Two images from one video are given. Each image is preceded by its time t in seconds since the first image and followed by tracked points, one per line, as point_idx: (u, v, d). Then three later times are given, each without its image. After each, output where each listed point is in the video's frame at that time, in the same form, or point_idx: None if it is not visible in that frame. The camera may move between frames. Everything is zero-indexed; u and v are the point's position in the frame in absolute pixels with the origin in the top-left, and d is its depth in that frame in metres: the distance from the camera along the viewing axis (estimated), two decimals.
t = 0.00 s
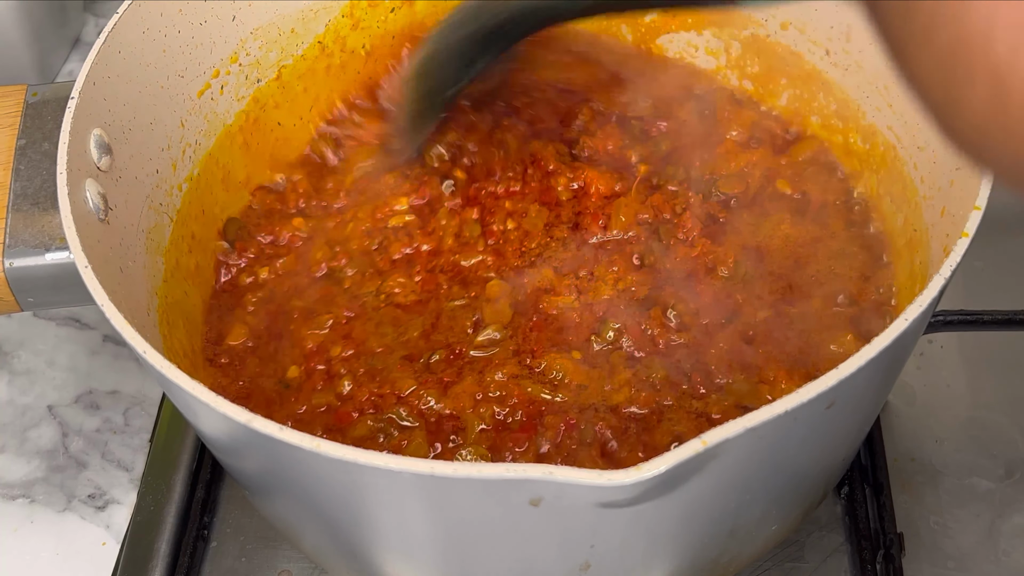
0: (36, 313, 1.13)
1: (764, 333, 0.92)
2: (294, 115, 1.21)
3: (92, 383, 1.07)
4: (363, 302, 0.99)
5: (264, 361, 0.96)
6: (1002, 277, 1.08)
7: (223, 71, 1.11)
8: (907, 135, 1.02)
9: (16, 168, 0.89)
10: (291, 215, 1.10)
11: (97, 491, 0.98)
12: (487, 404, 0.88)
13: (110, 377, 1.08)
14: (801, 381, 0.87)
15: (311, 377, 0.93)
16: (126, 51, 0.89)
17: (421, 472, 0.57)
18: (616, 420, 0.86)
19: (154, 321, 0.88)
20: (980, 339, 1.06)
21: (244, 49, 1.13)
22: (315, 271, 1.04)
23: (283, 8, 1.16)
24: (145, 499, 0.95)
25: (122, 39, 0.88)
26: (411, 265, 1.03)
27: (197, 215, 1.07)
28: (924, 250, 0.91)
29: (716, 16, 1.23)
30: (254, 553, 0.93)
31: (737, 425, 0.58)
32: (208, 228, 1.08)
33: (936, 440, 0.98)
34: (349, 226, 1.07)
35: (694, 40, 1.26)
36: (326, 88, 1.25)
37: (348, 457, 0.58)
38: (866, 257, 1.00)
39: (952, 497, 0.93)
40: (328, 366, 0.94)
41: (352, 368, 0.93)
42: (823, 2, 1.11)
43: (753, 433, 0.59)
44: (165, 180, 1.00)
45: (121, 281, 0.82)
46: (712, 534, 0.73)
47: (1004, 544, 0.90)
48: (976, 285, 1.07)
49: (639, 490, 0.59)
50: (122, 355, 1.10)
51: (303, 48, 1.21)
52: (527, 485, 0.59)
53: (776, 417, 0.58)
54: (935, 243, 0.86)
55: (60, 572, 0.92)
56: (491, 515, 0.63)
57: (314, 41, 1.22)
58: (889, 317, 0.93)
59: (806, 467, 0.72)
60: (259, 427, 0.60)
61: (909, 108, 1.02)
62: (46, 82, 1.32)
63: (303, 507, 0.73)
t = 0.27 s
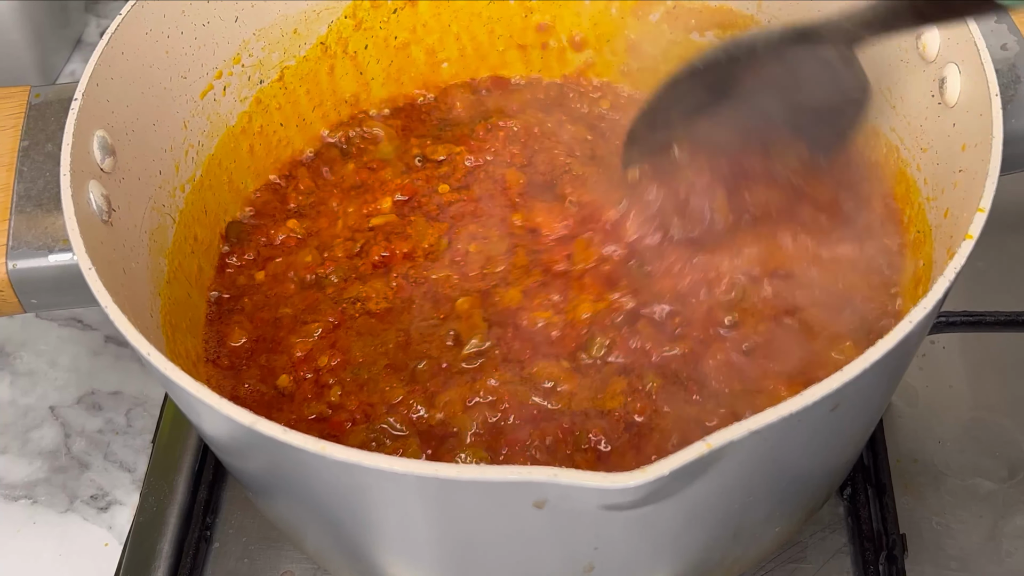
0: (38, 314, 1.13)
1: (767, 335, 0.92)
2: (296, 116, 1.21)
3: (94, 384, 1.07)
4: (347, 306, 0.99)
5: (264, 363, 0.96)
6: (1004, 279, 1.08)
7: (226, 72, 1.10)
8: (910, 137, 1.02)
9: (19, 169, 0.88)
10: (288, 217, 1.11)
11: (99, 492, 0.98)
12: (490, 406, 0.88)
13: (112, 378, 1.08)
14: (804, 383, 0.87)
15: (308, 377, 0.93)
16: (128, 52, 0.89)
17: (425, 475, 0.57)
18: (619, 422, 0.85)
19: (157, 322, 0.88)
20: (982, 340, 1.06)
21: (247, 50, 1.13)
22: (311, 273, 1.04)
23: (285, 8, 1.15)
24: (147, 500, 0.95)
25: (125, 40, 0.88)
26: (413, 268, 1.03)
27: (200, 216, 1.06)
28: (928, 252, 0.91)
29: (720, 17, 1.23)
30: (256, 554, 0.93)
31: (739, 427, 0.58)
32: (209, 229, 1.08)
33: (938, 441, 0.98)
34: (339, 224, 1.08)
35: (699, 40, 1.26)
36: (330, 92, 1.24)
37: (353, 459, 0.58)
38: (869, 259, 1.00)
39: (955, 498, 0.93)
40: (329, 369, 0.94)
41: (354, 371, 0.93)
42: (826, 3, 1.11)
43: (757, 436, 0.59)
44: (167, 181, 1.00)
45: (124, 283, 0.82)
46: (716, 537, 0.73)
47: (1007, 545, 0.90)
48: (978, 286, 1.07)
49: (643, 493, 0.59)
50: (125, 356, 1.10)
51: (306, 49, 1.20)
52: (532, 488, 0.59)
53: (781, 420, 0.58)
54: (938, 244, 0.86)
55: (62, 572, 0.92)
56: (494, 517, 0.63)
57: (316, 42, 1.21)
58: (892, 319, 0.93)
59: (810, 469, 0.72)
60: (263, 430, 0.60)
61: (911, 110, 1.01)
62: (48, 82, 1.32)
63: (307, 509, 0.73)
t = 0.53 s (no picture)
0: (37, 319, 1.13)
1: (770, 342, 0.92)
2: (297, 120, 1.21)
3: (93, 390, 1.07)
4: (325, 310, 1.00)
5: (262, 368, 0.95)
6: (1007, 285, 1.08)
7: (225, 77, 1.10)
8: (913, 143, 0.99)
9: (18, 176, 0.88)
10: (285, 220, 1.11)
11: (99, 499, 0.97)
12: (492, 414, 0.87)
13: (112, 384, 1.07)
14: (808, 391, 0.86)
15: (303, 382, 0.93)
16: (128, 58, 0.88)
17: (426, 487, 0.57)
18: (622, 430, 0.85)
19: (156, 330, 0.87)
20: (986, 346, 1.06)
21: (247, 55, 1.12)
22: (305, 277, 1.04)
23: (286, 13, 1.14)
24: (147, 506, 0.95)
25: (124, 46, 0.87)
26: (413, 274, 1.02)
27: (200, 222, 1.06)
28: (931, 262, 0.89)
29: (722, 21, 1.20)
30: (256, 561, 0.92)
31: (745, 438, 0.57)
32: (210, 234, 1.07)
33: (941, 448, 0.97)
34: (332, 219, 1.10)
35: (701, 45, 1.23)
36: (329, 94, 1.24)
37: (354, 471, 0.58)
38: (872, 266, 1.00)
39: (958, 506, 0.93)
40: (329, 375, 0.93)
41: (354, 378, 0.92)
42: (829, 8, 1.07)
43: (761, 447, 0.59)
44: (167, 187, 1.00)
45: (123, 291, 0.81)
46: (719, 547, 0.73)
47: (1011, 553, 0.89)
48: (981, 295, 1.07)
49: (646, 505, 0.58)
50: (124, 362, 1.10)
51: (307, 54, 1.20)
52: (533, 500, 0.58)
53: (785, 431, 0.57)
54: (942, 252, 0.85)
55: None
56: (496, 528, 0.62)
57: (317, 47, 1.20)
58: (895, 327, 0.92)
59: (814, 479, 0.72)
60: (263, 441, 0.59)
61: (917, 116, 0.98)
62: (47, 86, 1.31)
63: (307, 518, 0.73)
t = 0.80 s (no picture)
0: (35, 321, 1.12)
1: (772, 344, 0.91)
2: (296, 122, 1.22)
3: (91, 392, 1.06)
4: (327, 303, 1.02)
5: (258, 366, 0.96)
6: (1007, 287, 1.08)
7: (224, 78, 1.09)
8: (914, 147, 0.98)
9: (16, 178, 0.88)
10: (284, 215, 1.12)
11: (97, 501, 0.97)
12: (492, 416, 0.87)
13: (110, 386, 1.07)
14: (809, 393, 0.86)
15: (295, 381, 0.93)
16: (125, 60, 0.88)
17: (425, 491, 0.56)
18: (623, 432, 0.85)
19: (154, 333, 0.87)
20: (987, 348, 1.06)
21: (246, 56, 1.12)
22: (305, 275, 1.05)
23: (285, 14, 1.14)
24: (146, 510, 0.95)
25: (122, 48, 0.87)
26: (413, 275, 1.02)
27: (197, 223, 1.06)
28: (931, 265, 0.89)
29: (722, 23, 1.19)
30: (254, 564, 0.93)
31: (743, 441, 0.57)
32: (209, 236, 1.08)
33: (942, 450, 0.97)
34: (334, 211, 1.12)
35: (700, 46, 1.23)
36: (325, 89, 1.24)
37: (352, 475, 0.57)
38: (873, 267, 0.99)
39: (958, 508, 0.92)
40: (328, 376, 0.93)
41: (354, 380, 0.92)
42: (830, 9, 1.07)
43: (760, 451, 0.59)
44: (165, 189, 0.99)
45: (121, 294, 0.81)
46: (719, 551, 0.72)
47: (1011, 556, 0.89)
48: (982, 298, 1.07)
49: (645, 509, 0.58)
50: (122, 364, 1.09)
51: (305, 55, 1.19)
52: (532, 503, 0.58)
53: (786, 434, 0.57)
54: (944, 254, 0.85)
55: None
56: (495, 532, 0.62)
57: (315, 47, 1.20)
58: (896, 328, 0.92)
59: (815, 481, 0.71)
60: (261, 444, 0.59)
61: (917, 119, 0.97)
62: (45, 87, 1.31)
63: (305, 520, 0.73)
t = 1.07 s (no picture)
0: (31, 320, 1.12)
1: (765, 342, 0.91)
2: (292, 120, 1.21)
3: (87, 390, 1.06)
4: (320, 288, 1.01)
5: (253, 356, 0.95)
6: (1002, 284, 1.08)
7: (219, 77, 1.09)
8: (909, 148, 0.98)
9: (10, 176, 0.88)
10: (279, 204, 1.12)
11: (92, 500, 0.97)
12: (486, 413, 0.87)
13: (105, 384, 1.07)
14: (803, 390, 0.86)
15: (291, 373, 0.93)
16: (120, 58, 0.88)
17: (418, 489, 0.56)
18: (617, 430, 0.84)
19: (149, 331, 0.87)
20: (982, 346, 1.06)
21: (241, 55, 1.12)
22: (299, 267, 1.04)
23: (279, 13, 1.14)
24: (141, 509, 0.95)
25: (117, 46, 0.87)
26: (410, 271, 1.02)
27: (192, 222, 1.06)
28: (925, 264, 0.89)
29: (719, 21, 1.20)
30: (250, 562, 0.93)
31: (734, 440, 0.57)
32: (205, 235, 1.08)
33: (938, 448, 0.97)
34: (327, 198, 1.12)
35: (698, 45, 1.24)
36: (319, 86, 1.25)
37: (345, 472, 0.57)
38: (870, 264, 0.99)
39: (954, 507, 0.92)
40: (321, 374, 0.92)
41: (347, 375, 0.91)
42: (825, 7, 1.08)
43: (754, 448, 0.59)
44: (160, 188, 0.99)
45: (115, 292, 0.81)
46: (714, 549, 0.72)
47: (1007, 554, 0.89)
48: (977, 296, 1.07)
49: (637, 507, 0.58)
50: (118, 362, 1.09)
51: (300, 54, 1.20)
52: (525, 501, 0.58)
53: (779, 432, 0.57)
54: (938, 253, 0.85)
55: None
56: (489, 530, 0.62)
57: (310, 46, 1.20)
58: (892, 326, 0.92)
59: (809, 479, 0.71)
60: (254, 442, 0.59)
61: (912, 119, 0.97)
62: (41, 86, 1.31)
63: (300, 519, 0.73)
